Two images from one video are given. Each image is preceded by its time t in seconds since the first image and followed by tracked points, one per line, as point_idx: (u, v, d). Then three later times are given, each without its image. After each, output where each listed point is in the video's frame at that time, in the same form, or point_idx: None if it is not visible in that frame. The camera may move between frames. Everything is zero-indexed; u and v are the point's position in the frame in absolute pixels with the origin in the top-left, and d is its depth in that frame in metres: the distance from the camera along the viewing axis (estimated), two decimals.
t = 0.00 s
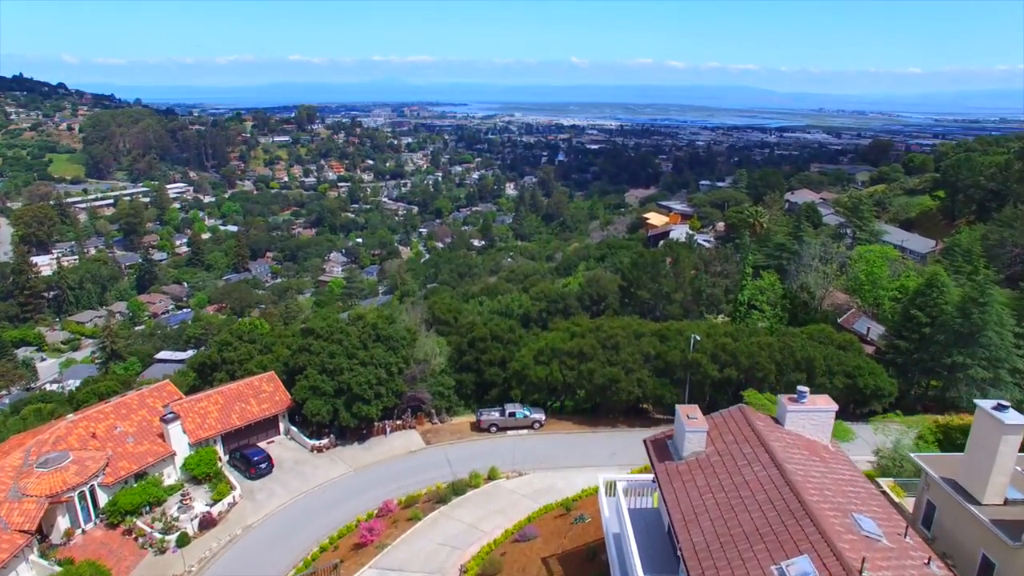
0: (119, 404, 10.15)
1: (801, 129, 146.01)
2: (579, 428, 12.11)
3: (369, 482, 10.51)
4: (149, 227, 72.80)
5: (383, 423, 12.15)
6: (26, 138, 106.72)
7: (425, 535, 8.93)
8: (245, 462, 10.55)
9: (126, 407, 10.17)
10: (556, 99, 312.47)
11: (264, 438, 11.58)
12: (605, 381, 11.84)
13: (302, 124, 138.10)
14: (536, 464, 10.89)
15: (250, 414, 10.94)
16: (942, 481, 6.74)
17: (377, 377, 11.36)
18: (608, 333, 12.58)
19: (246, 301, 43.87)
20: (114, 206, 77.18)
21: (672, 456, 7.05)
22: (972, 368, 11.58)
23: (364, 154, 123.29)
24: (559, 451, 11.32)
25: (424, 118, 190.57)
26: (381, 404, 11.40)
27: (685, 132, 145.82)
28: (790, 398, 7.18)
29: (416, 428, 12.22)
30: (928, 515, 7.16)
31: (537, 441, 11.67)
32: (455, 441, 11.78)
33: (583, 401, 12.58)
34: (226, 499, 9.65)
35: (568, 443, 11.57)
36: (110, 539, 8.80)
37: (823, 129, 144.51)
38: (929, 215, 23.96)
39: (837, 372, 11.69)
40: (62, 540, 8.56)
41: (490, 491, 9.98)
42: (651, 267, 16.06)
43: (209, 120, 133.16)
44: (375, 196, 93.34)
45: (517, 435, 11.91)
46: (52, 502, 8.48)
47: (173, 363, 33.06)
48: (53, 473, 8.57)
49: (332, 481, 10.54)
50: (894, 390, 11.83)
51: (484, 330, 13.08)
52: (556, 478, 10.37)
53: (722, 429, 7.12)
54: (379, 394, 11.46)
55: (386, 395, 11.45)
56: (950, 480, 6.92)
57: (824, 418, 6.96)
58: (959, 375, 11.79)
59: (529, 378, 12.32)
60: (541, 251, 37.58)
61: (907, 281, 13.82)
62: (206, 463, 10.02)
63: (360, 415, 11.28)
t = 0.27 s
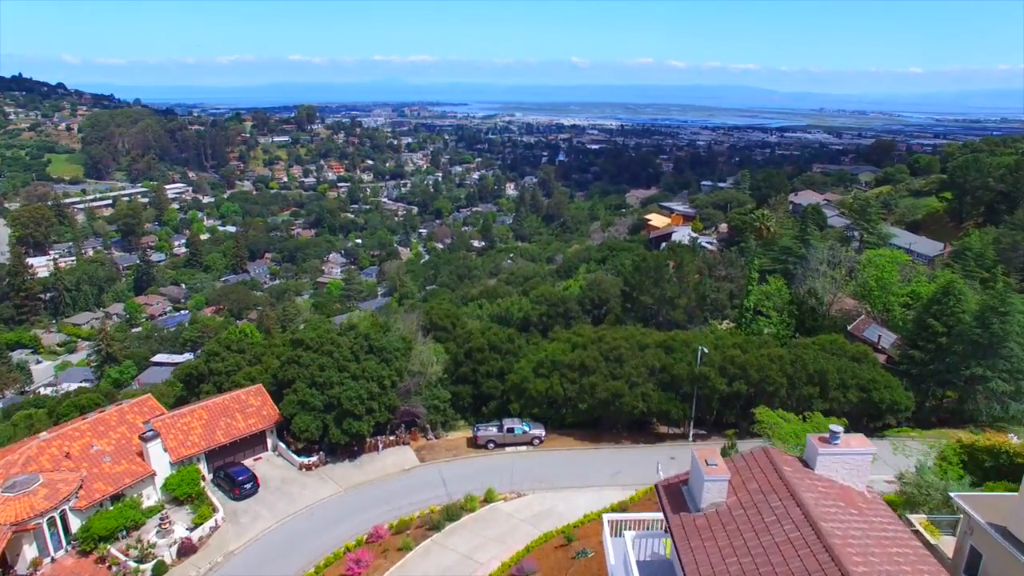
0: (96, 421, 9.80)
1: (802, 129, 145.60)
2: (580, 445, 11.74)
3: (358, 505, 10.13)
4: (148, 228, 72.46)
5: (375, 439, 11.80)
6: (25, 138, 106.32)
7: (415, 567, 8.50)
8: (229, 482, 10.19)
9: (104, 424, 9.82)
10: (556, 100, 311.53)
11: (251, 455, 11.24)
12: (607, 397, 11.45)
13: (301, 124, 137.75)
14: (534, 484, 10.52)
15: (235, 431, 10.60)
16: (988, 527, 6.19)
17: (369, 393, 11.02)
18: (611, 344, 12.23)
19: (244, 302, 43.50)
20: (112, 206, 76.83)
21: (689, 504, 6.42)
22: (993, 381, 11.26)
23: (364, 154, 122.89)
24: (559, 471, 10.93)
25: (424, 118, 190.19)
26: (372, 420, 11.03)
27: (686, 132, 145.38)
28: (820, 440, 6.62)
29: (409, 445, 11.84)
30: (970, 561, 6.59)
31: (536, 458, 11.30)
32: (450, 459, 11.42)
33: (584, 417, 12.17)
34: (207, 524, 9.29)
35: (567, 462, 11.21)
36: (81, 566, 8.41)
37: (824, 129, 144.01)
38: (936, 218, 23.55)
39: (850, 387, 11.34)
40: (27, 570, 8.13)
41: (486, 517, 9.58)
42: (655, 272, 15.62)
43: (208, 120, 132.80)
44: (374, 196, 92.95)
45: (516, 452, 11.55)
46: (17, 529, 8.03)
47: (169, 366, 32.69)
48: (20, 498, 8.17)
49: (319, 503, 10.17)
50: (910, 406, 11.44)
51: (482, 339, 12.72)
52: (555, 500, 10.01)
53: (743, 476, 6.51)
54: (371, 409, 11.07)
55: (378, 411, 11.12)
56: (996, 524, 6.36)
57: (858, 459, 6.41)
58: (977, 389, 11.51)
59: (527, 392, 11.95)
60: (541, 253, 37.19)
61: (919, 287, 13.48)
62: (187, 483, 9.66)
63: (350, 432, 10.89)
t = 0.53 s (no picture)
0: (70, 440, 9.51)
1: (803, 129, 145.23)
2: (582, 463, 11.37)
3: (347, 529, 9.72)
4: (146, 229, 72.08)
5: (366, 457, 11.43)
6: (23, 138, 105.96)
7: None
8: (210, 505, 9.80)
9: (78, 444, 9.54)
10: (556, 99, 311.04)
11: (236, 474, 10.89)
12: (609, 413, 11.01)
13: (301, 124, 137.39)
14: (533, 507, 10.12)
15: (217, 450, 10.25)
16: None
17: (361, 410, 10.66)
18: (614, 357, 11.89)
19: (241, 304, 43.10)
20: (110, 207, 76.46)
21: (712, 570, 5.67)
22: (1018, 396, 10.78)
23: (364, 154, 122.51)
24: (559, 491, 10.53)
25: (424, 118, 189.88)
26: (362, 438, 10.62)
27: (686, 132, 144.97)
28: (863, 493, 5.76)
29: (402, 462, 11.46)
30: None
31: (534, 478, 10.90)
32: (445, 478, 11.02)
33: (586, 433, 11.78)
34: (185, 551, 8.91)
35: (567, 481, 10.80)
36: None
37: (825, 129, 143.51)
38: (944, 220, 23.14)
39: (864, 402, 11.00)
40: None
41: (481, 544, 9.15)
42: (658, 276, 15.17)
43: (208, 120, 132.45)
44: (374, 196, 92.58)
45: (514, 471, 11.16)
46: None
47: (165, 370, 32.32)
48: None
49: (306, 527, 9.78)
50: (930, 422, 11.03)
51: (478, 352, 12.40)
52: (554, 525, 9.62)
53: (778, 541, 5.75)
54: (361, 427, 10.68)
55: (370, 428, 10.75)
56: None
57: (906, 519, 5.63)
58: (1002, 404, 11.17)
59: (525, 407, 11.61)
60: (542, 255, 36.77)
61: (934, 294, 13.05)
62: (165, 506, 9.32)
63: (339, 451, 10.46)
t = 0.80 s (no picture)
0: (38, 465, 9.19)
1: (804, 129, 144.64)
2: (583, 485, 10.98)
3: (333, 557, 9.32)
4: (144, 229, 71.63)
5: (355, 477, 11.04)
6: (22, 139, 105.49)
7: None
8: (187, 531, 9.38)
9: (45, 469, 9.20)
10: (556, 99, 310.40)
11: (217, 496, 10.53)
12: (612, 433, 10.58)
13: (301, 124, 136.95)
14: (531, 535, 9.69)
15: (195, 472, 9.88)
16: None
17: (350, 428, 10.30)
18: (618, 372, 11.52)
19: (239, 306, 42.61)
20: (108, 208, 76.03)
21: None
22: None
23: (364, 154, 121.99)
24: (558, 516, 10.12)
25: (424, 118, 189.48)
26: (350, 460, 10.23)
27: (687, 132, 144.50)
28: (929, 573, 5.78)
29: (394, 483, 11.09)
30: None
31: (533, 502, 10.52)
32: (438, 501, 10.63)
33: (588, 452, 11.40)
34: None
35: (566, 506, 10.39)
36: None
37: (826, 129, 143.02)
38: (952, 223, 22.71)
39: (884, 420, 10.55)
40: None
41: None
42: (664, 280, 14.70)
43: (207, 121, 132.05)
44: (373, 197, 92.15)
45: (511, 494, 10.77)
46: None
47: (161, 373, 31.89)
48: None
49: (292, 555, 9.39)
50: (952, 440, 10.53)
51: (474, 364, 12.07)
52: (553, 553, 9.20)
53: None
54: (350, 447, 10.30)
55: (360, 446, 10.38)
56: None
57: None
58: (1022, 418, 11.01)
59: (523, 425, 11.24)
60: (542, 257, 36.28)
61: (950, 302, 12.58)
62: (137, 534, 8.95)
63: (326, 473, 10.09)
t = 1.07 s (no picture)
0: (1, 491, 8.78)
1: (804, 129, 144.12)
2: (585, 511, 10.57)
3: None
4: (142, 230, 71.14)
5: (342, 503, 10.64)
6: (19, 139, 105.08)
7: None
8: (158, 562, 8.90)
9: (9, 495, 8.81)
10: (556, 99, 309.74)
11: (193, 524, 10.13)
12: (615, 456, 10.18)
13: (300, 124, 136.54)
14: (527, 568, 9.25)
15: (169, 498, 9.49)
16: None
17: (339, 450, 9.99)
18: (621, 392, 11.12)
19: (235, 308, 42.15)
20: (105, 209, 75.54)
21: None
22: None
23: (363, 154, 121.51)
24: (556, 545, 9.69)
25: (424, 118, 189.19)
26: (336, 486, 9.86)
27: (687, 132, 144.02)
28: None
29: (383, 509, 10.68)
30: None
31: (531, 529, 10.11)
32: (429, 528, 10.23)
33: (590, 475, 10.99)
34: None
35: (565, 534, 9.97)
36: None
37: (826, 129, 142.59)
38: (961, 225, 22.24)
39: (906, 441, 10.09)
40: None
41: None
42: (668, 285, 14.25)
43: (206, 121, 131.56)
44: (373, 198, 91.72)
45: (507, 520, 10.37)
46: None
47: (155, 377, 31.42)
48: None
49: None
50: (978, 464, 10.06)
51: (469, 381, 11.72)
52: None
53: None
54: (335, 472, 9.94)
55: (348, 469, 10.10)
56: None
57: None
58: None
59: (520, 446, 10.87)
60: (542, 259, 35.85)
61: (969, 311, 12.07)
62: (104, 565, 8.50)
63: (309, 500, 9.71)
